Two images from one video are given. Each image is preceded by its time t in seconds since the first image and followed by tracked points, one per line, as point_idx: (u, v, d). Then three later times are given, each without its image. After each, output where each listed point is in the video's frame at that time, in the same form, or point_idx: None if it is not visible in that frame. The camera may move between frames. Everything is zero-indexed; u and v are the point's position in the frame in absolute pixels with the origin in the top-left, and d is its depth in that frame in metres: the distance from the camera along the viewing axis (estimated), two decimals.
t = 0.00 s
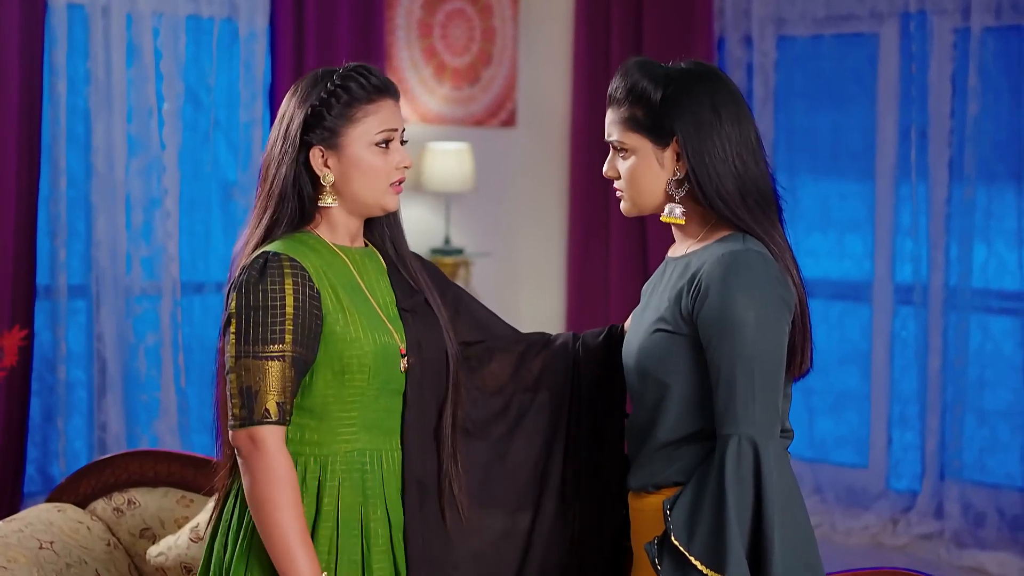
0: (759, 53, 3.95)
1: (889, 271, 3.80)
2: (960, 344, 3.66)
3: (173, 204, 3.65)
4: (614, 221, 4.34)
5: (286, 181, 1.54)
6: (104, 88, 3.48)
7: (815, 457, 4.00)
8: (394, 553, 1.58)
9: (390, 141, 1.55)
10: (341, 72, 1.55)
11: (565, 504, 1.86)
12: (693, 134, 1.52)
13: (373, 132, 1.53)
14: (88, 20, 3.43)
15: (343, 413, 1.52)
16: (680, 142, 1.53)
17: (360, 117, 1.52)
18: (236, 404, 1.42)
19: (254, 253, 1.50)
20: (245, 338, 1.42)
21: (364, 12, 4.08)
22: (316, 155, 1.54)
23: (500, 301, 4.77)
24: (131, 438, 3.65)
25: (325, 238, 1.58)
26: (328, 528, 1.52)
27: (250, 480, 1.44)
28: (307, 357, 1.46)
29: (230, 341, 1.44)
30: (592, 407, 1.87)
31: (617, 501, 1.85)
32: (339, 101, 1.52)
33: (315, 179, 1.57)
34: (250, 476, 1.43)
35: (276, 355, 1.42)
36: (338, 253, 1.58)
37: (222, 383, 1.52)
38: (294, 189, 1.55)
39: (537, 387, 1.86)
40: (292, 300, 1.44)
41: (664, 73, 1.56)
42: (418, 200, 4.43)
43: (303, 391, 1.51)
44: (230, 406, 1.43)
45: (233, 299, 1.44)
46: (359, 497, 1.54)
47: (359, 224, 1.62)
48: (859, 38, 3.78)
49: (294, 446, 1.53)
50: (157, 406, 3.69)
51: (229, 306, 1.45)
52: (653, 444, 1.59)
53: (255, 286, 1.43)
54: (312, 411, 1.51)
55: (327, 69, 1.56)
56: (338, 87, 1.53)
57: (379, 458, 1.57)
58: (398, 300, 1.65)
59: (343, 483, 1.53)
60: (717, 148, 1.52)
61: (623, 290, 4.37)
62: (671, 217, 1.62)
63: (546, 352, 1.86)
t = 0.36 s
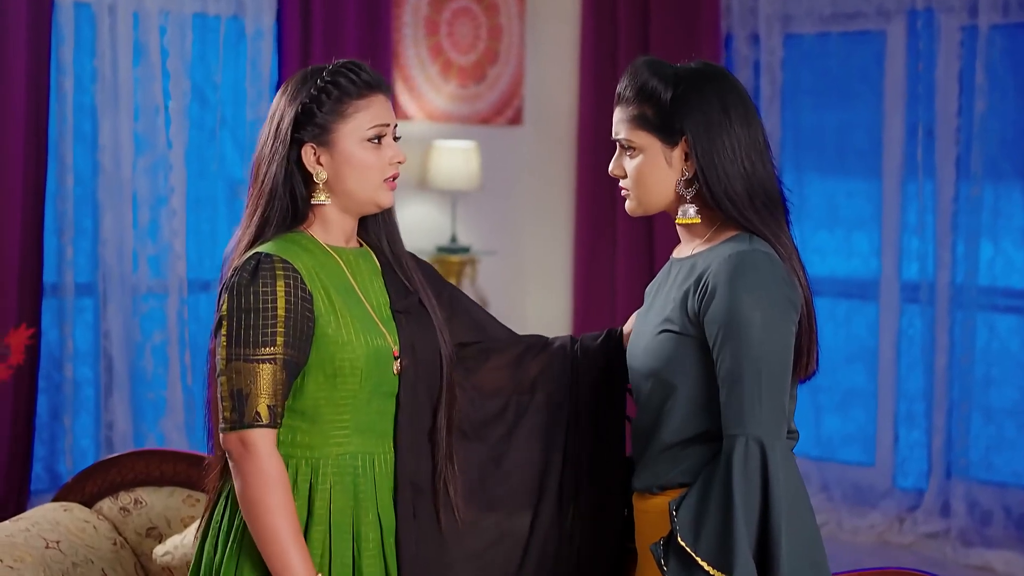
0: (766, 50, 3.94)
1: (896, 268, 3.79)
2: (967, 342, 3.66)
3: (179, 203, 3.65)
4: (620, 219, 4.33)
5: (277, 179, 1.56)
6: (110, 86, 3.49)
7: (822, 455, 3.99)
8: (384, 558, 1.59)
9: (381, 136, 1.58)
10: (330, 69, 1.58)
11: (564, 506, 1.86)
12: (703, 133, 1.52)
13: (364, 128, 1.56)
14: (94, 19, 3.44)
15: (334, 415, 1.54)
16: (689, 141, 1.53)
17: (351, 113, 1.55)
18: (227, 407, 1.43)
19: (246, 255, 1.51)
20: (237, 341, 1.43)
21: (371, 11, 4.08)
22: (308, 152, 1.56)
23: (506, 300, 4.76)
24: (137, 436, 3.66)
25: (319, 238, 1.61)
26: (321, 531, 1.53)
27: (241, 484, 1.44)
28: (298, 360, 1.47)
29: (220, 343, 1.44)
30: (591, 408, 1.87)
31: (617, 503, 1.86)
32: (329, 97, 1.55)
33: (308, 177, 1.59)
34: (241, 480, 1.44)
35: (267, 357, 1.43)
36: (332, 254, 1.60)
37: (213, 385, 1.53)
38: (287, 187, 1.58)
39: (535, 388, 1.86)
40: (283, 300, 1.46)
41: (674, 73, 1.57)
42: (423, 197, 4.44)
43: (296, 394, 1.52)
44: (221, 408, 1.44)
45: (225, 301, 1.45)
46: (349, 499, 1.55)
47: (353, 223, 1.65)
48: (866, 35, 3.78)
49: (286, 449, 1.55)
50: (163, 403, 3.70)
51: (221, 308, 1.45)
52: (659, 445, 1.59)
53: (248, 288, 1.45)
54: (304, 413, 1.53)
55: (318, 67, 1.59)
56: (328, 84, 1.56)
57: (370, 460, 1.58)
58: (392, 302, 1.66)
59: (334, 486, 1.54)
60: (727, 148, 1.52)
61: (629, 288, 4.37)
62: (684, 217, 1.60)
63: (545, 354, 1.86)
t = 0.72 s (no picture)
0: (771, 48, 3.93)
1: (900, 266, 3.78)
2: (971, 341, 3.65)
3: (184, 201, 3.66)
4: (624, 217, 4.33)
5: (265, 178, 1.52)
6: (114, 85, 3.49)
7: (826, 453, 4.00)
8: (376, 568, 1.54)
9: (373, 140, 1.53)
10: (323, 68, 1.53)
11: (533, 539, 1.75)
12: (707, 134, 1.51)
13: (356, 130, 1.51)
14: (98, 17, 3.44)
15: (322, 424, 1.49)
16: (692, 140, 1.53)
17: (343, 114, 1.51)
18: (208, 416, 1.40)
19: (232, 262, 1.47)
20: (219, 350, 1.40)
21: (374, 9, 4.08)
22: (297, 151, 1.52)
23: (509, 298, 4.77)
24: (141, 435, 3.67)
25: (304, 242, 1.55)
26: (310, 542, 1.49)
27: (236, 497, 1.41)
28: (282, 370, 1.43)
29: (203, 352, 1.42)
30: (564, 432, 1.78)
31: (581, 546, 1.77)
32: (322, 97, 1.51)
33: (296, 178, 1.54)
34: (234, 492, 1.41)
35: (249, 368, 1.40)
36: (318, 259, 1.55)
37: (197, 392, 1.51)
38: (273, 187, 1.53)
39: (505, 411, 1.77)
40: (269, 311, 1.42)
41: (679, 72, 1.56)
42: (427, 195, 4.43)
43: (282, 403, 1.48)
44: (202, 416, 1.41)
45: (208, 309, 1.42)
46: (339, 508, 1.51)
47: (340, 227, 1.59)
48: (870, 33, 3.76)
49: (271, 459, 1.50)
50: (167, 402, 3.71)
51: (204, 317, 1.43)
52: (660, 446, 1.59)
53: (232, 297, 1.41)
54: (291, 422, 1.49)
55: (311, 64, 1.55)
56: (321, 83, 1.51)
57: (359, 470, 1.53)
58: (378, 307, 1.61)
59: (322, 496, 1.50)
60: (730, 149, 1.52)
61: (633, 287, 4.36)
62: (689, 217, 1.60)
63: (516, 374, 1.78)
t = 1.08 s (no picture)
0: (775, 50, 3.93)
1: (904, 268, 3.77)
2: (975, 343, 3.64)
3: (188, 202, 3.67)
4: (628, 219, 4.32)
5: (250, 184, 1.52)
6: (119, 86, 3.49)
7: (830, 455, 3.99)
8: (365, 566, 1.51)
9: (357, 151, 1.51)
10: (313, 77, 1.51)
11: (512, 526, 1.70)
12: (707, 136, 1.52)
13: (340, 140, 1.49)
14: (102, 18, 3.44)
15: (309, 427, 1.48)
16: (692, 144, 1.53)
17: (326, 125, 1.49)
18: (206, 417, 1.40)
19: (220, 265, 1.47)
20: (215, 351, 1.40)
21: (378, 10, 4.08)
22: (280, 158, 1.51)
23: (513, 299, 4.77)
24: (145, 436, 3.67)
25: (293, 247, 1.54)
26: (299, 542, 1.47)
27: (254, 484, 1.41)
28: (277, 369, 1.43)
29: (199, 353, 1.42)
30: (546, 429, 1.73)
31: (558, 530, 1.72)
32: (307, 106, 1.49)
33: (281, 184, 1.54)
34: (248, 480, 1.40)
35: (246, 367, 1.40)
36: (307, 263, 1.53)
37: (190, 396, 1.50)
38: (259, 193, 1.52)
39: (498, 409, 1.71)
40: (261, 311, 1.42)
41: (679, 75, 1.56)
42: (430, 196, 4.44)
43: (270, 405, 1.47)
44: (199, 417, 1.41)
45: (202, 311, 1.42)
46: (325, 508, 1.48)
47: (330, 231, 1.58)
48: (873, 34, 3.77)
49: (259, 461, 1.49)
50: (170, 403, 3.71)
51: (199, 320, 1.43)
52: (658, 449, 1.59)
53: (224, 298, 1.41)
54: (279, 424, 1.48)
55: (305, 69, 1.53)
56: (307, 93, 1.49)
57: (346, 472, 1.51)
58: (369, 311, 1.59)
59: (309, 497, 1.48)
60: (730, 153, 1.52)
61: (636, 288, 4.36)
62: (686, 219, 1.60)
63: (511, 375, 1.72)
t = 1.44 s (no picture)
0: (774, 49, 3.93)
1: (903, 267, 3.77)
2: (974, 342, 3.64)
3: (187, 201, 3.67)
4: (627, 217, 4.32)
5: (260, 192, 1.54)
6: (118, 85, 3.49)
7: (829, 454, 3.99)
8: (366, 562, 1.49)
9: (354, 155, 1.48)
10: (310, 87, 1.50)
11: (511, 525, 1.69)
12: (701, 134, 1.52)
13: (335, 147, 1.47)
14: (101, 18, 3.44)
15: (315, 422, 1.46)
16: (685, 140, 1.53)
17: (320, 134, 1.47)
18: (202, 405, 1.38)
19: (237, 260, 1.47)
20: (217, 340, 1.39)
21: (378, 10, 4.08)
22: (286, 169, 1.52)
23: (513, 298, 4.77)
24: (144, 435, 3.67)
25: (311, 247, 1.53)
26: (300, 533, 1.45)
27: (244, 474, 1.38)
28: (279, 364, 1.41)
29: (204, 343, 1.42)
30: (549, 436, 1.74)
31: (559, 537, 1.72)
32: (302, 117, 1.48)
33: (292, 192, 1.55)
34: (241, 470, 1.38)
35: (247, 359, 1.38)
36: (324, 262, 1.52)
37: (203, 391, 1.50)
38: (271, 200, 1.55)
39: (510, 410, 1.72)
40: (265, 304, 1.40)
41: (673, 72, 1.57)
42: (429, 196, 4.44)
43: (276, 399, 1.46)
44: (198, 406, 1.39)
45: (209, 303, 1.41)
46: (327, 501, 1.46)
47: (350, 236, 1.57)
48: (873, 33, 3.76)
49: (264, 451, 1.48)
50: (170, 402, 3.71)
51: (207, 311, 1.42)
52: (652, 445, 1.59)
53: (230, 289, 1.40)
54: (284, 417, 1.46)
55: (302, 80, 1.53)
56: (301, 104, 1.49)
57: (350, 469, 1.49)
58: (388, 313, 1.57)
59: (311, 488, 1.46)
60: (723, 150, 1.52)
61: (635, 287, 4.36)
62: (677, 216, 1.60)
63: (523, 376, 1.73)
